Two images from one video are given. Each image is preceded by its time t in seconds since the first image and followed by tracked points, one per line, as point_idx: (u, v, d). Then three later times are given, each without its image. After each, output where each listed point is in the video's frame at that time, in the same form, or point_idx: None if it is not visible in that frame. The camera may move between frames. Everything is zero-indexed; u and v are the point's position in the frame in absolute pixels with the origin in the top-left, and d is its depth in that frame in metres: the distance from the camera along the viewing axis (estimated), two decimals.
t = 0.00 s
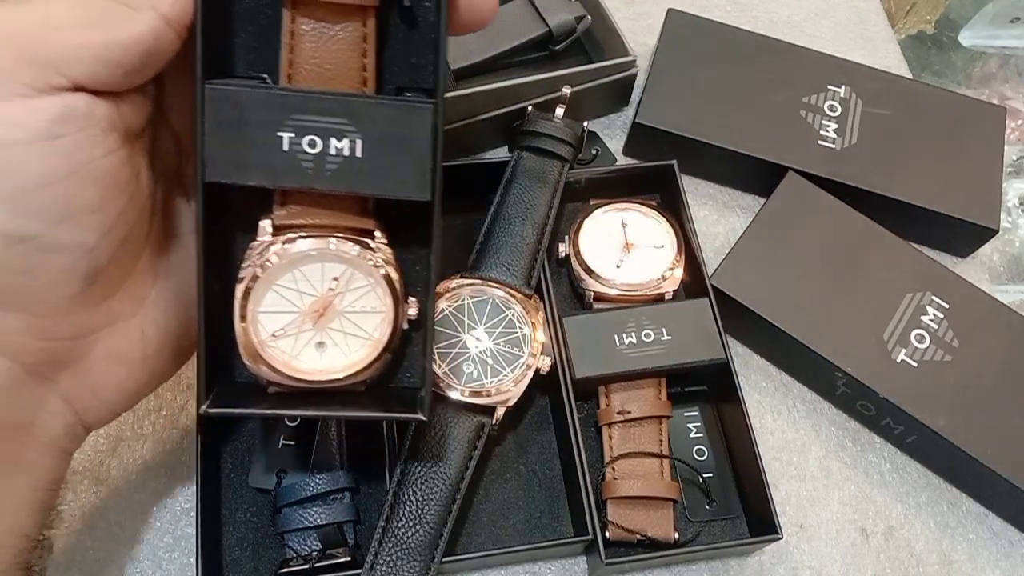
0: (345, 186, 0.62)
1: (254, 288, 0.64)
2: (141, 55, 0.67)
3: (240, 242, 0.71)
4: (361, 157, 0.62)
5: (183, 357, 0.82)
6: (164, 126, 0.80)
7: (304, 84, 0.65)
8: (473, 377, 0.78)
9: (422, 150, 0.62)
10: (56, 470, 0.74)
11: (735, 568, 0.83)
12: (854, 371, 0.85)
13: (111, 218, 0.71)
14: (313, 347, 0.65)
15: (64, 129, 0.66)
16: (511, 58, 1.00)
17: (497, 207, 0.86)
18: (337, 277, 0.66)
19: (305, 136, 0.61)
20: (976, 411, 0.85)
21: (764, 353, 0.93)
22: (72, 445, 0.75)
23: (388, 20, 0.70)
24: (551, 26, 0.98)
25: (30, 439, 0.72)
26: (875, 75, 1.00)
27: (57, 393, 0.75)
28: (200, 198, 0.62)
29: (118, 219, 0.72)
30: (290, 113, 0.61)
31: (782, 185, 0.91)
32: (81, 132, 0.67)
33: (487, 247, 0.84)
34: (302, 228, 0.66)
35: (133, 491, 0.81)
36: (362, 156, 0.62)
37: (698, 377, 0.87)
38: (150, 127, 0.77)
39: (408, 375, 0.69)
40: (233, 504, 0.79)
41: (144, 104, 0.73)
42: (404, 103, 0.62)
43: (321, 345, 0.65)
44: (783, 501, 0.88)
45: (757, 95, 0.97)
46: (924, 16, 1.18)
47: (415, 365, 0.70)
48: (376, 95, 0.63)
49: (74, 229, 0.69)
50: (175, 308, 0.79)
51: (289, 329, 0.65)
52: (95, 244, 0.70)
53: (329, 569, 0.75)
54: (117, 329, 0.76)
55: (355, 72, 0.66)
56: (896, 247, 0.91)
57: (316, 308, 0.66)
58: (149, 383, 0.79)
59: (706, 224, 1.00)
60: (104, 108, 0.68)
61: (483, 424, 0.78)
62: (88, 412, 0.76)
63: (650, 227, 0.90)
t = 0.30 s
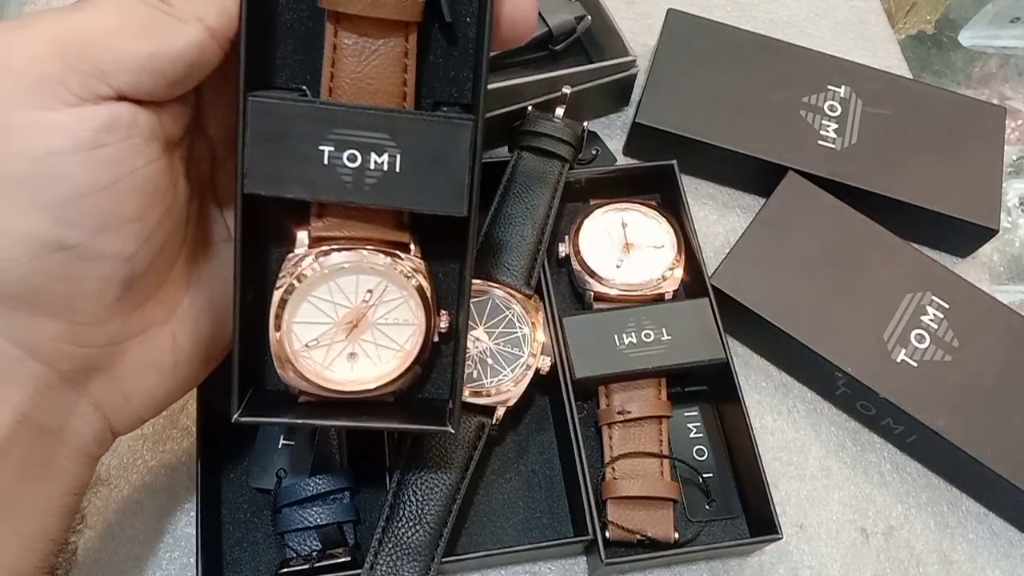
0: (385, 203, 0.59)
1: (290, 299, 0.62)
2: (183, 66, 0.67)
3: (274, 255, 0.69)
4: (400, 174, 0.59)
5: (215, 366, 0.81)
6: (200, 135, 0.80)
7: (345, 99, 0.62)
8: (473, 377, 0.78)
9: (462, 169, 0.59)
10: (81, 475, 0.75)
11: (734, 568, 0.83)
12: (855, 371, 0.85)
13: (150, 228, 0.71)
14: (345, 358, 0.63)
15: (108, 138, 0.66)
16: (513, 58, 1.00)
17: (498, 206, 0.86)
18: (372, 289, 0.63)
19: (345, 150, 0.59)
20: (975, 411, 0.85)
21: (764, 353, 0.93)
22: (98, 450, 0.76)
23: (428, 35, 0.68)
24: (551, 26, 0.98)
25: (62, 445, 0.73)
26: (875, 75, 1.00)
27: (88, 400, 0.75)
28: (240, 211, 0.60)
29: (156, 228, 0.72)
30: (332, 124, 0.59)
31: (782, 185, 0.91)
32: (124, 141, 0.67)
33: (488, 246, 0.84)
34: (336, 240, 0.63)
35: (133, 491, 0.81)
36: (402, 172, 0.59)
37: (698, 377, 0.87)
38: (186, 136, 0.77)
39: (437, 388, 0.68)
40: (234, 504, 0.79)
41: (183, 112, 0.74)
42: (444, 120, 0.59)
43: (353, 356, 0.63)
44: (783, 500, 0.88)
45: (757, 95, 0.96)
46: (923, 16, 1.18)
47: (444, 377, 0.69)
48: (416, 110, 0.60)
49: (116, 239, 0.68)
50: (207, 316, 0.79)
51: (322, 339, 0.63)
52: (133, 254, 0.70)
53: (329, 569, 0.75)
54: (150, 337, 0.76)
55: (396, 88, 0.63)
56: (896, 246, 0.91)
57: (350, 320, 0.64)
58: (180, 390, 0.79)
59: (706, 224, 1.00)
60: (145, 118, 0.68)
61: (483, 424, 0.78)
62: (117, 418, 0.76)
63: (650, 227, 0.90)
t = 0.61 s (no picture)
0: (329, 172, 0.59)
1: (235, 275, 0.59)
2: (118, 42, 0.67)
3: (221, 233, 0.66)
4: (342, 144, 0.59)
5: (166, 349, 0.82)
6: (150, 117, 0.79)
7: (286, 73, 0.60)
8: (474, 377, 0.78)
9: (402, 136, 0.59)
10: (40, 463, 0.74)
11: (734, 568, 0.83)
12: (854, 371, 0.86)
13: (92, 206, 0.71)
14: (295, 334, 0.60)
15: (44, 115, 0.67)
16: (512, 59, 1.00)
17: (498, 206, 0.86)
18: (319, 263, 0.61)
19: (286, 123, 0.58)
20: (975, 412, 0.85)
21: (764, 353, 0.93)
22: (57, 436, 0.75)
23: (368, 11, 0.65)
24: (551, 26, 0.98)
25: (20, 431, 0.73)
26: (875, 75, 1.00)
27: (42, 384, 0.75)
28: (181, 185, 0.60)
29: (99, 206, 0.72)
30: (273, 98, 0.58)
31: (782, 186, 0.92)
32: (62, 117, 0.68)
33: (487, 246, 0.84)
34: (283, 213, 0.60)
35: (134, 490, 0.82)
36: (344, 142, 0.59)
37: (698, 377, 0.87)
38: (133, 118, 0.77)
39: (392, 361, 0.64)
40: (234, 504, 0.79)
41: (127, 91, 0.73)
42: (386, 87, 0.59)
43: (304, 333, 0.60)
44: (783, 500, 0.88)
45: (757, 95, 0.97)
46: (923, 16, 1.18)
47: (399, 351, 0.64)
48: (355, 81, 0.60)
49: (57, 216, 0.70)
50: (157, 299, 0.79)
51: (270, 317, 0.60)
52: (76, 231, 0.71)
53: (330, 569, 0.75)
54: (97, 317, 0.76)
55: (336, 61, 0.61)
56: (896, 246, 0.91)
57: (298, 296, 0.61)
58: (133, 374, 0.79)
59: (706, 224, 1.00)
60: (84, 96, 0.69)
61: (483, 424, 0.78)
62: (74, 403, 0.76)
63: (650, 227, 0.90)
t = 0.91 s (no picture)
0: (169, 220, 0.55)
1: (78, 328, 0.58)
2: None
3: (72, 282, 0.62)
4: (181, 190, 0.55)
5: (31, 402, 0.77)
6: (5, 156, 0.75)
7: (123, 118, 0.58)
8: (473, 377, 0.78)
9: (241, 180, 0.56)
10: None
11: (734, 568, 0.83)
12: (854, 371, 0.85)
13: None
14: (144, 387, 0.59)
15: None
16: (511, 58, 1.00)
17: (497, 206, 0.86)
18: (166, 312, 0.60)
19: (121, 170, 0.54)
20: (975, 412, 0.85)
21: (764, 353, 0.93)
22: None
23: (215, 58, 0.63)
24: (551, 26, 0.98)
25: None
26: (875, 75, 1.00)
27: None
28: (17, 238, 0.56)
29: None
30: (108, 145, 0.55)
31: (782, 186, 0.91)
32: None
33: (487, 246, 0.84)
34: (128, 259, 0.58)
35: (133, 489, 0.82)
36: (183, 188, 0.55)
37: (698, 377, 0.87)
38: None
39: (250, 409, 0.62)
40: (234, 504, 0.79)
41: None
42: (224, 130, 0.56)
43: (154, 385, 0.59)
44: (783, 500, 0.88)
45: (757, 95, 0.97)
46: (923, 16, 1.18)
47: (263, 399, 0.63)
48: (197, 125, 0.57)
49: None
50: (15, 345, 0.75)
51: (119, 369, 0.59)
52: None
53: (330, 569, 0.75)
54: None
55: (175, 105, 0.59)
56: (897, 246, 0.91)
57: (147, 345, 0.60)
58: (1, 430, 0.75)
59: (706, 224, 1.00)
60: None
61: (483, 424, 0.78)
62: None
63: (650, 227, 0.90)
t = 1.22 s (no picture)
0: (62, 289, 0.61)
1: None
2: None
3: None
4: (74, 260, 0.61)
5: None
6: None
7: (17, 194, 0.66)
8: (473, 377, 0.78)
9: (135, 246, 0.62)
10: None
11: (734, 568, 0.83)
12: (854, 371, 0.85)
13: None
14: (48, 457, 0.64)
15: None
16: (511, 58, 1.00)
17: (497, 206, 0.86)
18: (66, 382, 0.65)
19: (17, 246, 0.61)
20: (976, 411, 0.85)
21: (764, 353, 0.93)
22: None
23: (101, 138, 0.71)
24: (551, 26, 0.98)
25: None
26: (875, 75, 1.00)
27: None
28: None
29: None
30: (5, 224, 0.61)
31: (783, 186, 0.92)
32: None
33: (487, 245, 0.84)
34: (22, 336, 0.65)
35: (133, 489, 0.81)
36: (75, 257, 0.61)
37: (698, 376, 0.87)
38: None
39: (157, 479, 0.67)
40: (234, 504, 0.79)
41: None
42: (113, 204, 0.62)
43: (57, 455, 0.64)
44: (783, 501, 0.88)
45: (756, 95, 0.97)
46: (923, 16, 1.18)
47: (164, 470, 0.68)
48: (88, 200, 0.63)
49: None
50: None
51: (21, 443, 0.64)
52: None
53: (330, 569, 0.74)
54: None
55: (65, 181, 0.67)
56: (898, 246, 0.91)
57: (48, 416, 0.65)
58: None
59: (706, 224, 0.99)
60: None
61: (482, 424, 0.78)
62: None
63: (650, 227, 0.90)
